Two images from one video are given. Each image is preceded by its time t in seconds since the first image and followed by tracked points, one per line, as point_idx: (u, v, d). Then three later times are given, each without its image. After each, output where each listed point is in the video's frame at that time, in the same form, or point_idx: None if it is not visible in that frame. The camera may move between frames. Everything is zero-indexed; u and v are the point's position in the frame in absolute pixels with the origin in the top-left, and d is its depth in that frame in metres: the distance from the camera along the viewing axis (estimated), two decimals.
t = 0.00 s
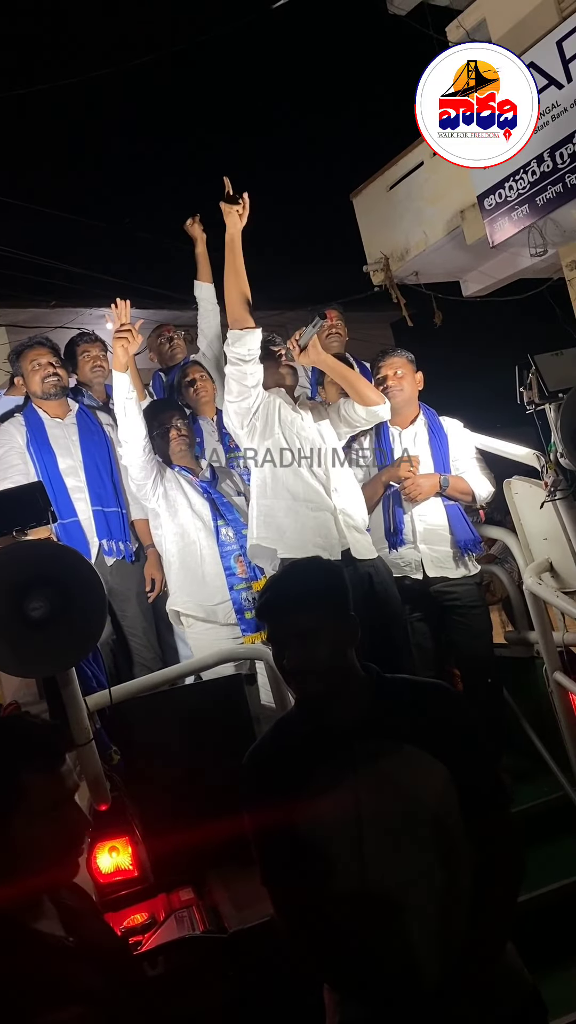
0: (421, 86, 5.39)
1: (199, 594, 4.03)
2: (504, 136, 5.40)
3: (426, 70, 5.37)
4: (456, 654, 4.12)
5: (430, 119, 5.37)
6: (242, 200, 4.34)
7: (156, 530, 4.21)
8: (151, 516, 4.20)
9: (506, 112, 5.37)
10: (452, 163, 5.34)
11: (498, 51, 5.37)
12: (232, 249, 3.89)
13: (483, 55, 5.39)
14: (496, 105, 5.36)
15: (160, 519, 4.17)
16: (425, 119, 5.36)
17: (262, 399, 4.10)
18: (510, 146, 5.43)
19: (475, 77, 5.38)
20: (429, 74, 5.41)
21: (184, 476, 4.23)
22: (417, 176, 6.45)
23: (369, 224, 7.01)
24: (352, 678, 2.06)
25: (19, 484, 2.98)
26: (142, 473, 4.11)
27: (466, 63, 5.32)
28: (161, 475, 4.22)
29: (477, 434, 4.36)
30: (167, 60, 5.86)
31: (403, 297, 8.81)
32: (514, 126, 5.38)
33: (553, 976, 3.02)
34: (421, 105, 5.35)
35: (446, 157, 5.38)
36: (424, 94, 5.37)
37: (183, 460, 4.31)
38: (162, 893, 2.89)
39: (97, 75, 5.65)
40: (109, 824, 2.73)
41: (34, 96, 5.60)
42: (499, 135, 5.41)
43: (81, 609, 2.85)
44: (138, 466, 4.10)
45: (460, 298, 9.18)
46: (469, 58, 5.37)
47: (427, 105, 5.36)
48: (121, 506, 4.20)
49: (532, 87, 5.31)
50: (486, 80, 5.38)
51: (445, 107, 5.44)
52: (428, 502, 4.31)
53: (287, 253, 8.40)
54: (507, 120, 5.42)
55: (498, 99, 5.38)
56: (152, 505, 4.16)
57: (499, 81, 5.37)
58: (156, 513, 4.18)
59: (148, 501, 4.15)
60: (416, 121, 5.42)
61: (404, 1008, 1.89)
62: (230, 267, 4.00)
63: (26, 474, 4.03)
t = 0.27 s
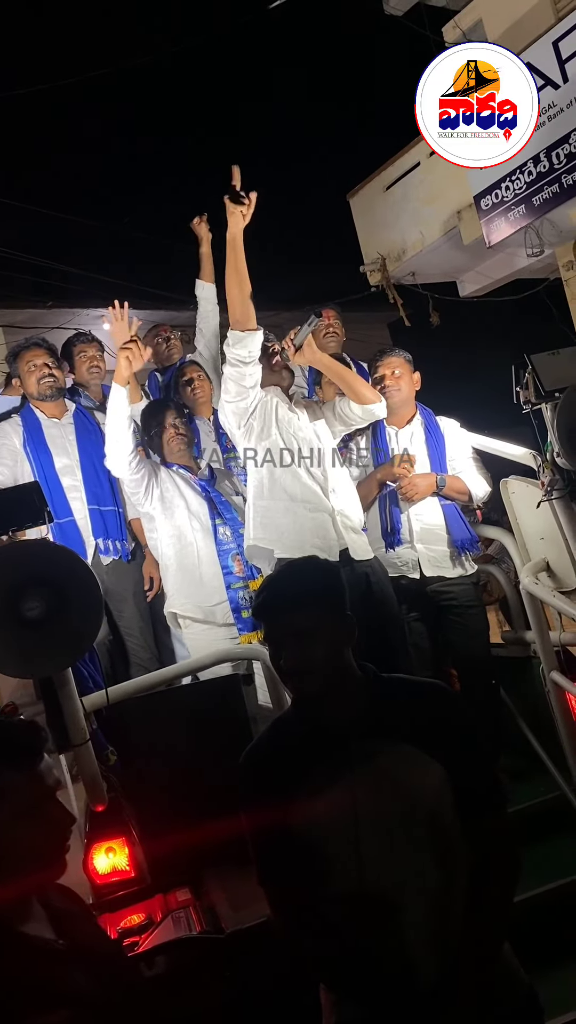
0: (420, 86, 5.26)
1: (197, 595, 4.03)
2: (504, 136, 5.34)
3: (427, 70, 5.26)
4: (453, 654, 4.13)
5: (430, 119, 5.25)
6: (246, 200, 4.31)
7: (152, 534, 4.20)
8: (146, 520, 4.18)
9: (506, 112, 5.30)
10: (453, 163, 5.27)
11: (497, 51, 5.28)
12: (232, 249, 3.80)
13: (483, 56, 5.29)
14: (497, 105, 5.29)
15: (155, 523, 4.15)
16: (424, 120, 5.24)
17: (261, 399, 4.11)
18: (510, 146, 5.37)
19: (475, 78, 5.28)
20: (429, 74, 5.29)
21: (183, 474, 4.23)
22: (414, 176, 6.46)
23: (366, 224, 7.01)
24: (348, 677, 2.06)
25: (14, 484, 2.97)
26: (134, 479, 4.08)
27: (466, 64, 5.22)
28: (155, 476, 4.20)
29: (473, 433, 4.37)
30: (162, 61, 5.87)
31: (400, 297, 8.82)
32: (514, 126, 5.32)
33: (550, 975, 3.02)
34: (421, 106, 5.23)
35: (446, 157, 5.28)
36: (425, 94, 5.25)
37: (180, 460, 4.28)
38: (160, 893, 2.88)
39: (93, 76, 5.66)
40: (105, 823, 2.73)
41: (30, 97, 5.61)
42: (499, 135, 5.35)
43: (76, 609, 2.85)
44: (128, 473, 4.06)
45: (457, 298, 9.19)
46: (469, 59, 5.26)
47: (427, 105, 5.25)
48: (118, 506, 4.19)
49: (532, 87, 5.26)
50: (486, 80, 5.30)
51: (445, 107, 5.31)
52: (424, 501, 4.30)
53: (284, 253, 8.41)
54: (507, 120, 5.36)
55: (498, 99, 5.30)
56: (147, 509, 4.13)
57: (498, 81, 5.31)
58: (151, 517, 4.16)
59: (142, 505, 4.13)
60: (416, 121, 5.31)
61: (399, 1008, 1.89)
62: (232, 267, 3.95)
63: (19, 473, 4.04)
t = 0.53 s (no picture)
0: (421, 86, 5.35)
1: (198, 592, 4.02)
2: (504, 137, 5.43)
3: (426, 70, 5.35)
4: (450, 652, 4.13)
5: (430, 119, 5.35)
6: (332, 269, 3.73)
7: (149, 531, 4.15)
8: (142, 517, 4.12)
9: (506, 112, 5.38)
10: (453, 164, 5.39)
11: (497, 51, 5.36)
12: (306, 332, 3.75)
13: (483, 55, 5.39)
14: (496, 105, 5.37)
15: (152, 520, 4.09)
16: (424, 120, 5.36)
17: (266, 405, 4.06)
18: (510, 146, 5.47)
19: (475, 78, 5.39)
20: (429, 74, 5.39)
21: (181, 470, 4.19)
22: (411, 175, 6.46)
23: (363, 223, 7.02)
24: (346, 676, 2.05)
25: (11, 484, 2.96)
26: (130, 476, 4.02)
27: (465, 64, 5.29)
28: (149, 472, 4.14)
29: (471, 431, 4.36)
30: (158, 60, 5.86)
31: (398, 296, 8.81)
32: (514, 126, 5.38)
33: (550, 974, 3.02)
34: (420, 105, 5.33)
35: (446, 157, 5.40)
36: (424, 95, 5.34)
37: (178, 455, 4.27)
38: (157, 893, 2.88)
39: (89, 76, 5.65)
40: (102, 822, 2.72)
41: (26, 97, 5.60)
42: (499, 136, 5.44)
43: (74, 608, 2.85)
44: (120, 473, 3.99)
45: (455, 297, 9.19)
46: (469, 58, 5.37)
47: (427, 105, 5.35)
48: (115, 502, 4.16)
49: (532, 87, 5.32)
50: (486, 80, 5.39)
51: (445, 107, 5.42)
52: (422, 498, 4.26)
53: (281, 253, 8.42)
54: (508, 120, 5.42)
55: (498, 99, 5.38)
56: (145, 506, 4.08)
57: (499, 81, 5.40)
58: (150, 513, 4.11)
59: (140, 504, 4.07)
60: (417, 121, 5.41)
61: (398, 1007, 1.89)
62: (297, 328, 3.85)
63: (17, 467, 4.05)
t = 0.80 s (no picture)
0: (421, 86, 5.48)
1: (196, 587, 4.04)
2: (504, 136, 5.44)
3: (427, 70, 5.47)
4: (449, 650, 4.13)
5: (429, 119, 5.46)
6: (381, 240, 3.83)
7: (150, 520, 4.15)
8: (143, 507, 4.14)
9: (506, 112, 5.40)
10: (452, 163, 5.45)
11: (498, 51, 5.44)
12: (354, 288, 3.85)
13: (484, 55, 5.48)
14: (496, 105, 5.41)
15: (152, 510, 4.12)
16: (425, 120, 5.45)
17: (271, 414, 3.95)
18: (510, 145, 5.47)
19: (475, 77, 5.49)
20: (429, 74, 5.51)
21: (180, 466, 4.21)
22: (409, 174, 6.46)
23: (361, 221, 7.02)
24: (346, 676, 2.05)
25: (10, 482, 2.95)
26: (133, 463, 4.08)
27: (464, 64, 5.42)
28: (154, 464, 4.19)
29: (470, 429, 4.36)
30: (157, 58, 5.85)
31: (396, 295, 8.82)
32: (514, 126, 5.40)
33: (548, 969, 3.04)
34: (421, 105, 5.45)
35: (445, 157, 5.46)
36: (424, 94, 5.47)
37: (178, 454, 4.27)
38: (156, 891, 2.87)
39: (87, 73, 5.64)
40: (101, 820, 2.71)
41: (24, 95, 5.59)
42: (499, 136, 5.45)
43: (74, 606, 2.84)
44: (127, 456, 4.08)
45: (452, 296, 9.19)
46: (469, 58, 5.49)
47: (427, 105, 5.46)
48: (116, 499, 4.19)
49: (532, 87, 5.33)
50: (486, 80, 5.47)
51: (445, 107, 5.53)
52: (422, 496, 4.28)
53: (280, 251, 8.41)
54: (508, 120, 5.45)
55: (499, 99, 5.42)
56: (147, 497, 4.12)
57: (499, 81, 5.45)
58: (151, 505, 4.12)
59: (142, 492, 4.12)
60: (417, 121, 5.52)
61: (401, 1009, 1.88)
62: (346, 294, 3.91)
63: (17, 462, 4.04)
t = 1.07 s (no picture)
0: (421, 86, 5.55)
1: (193, 576, 4.02)
2: (504, 137, 5.46)
3: (427, 71, 5.54)
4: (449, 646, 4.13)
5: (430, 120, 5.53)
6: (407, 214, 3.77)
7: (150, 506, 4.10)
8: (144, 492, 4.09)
9: (506, 112, 5.40)
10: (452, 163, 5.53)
11: (498, 51, 5.47)
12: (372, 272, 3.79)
13: (484, 56, 5.51)
14: (496, 105, 5.42)
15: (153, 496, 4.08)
16: (425, 120, 5.52)
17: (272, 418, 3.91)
18: (510, 146, 5.49)
19: (475, 78, 5.53)
20: (429, 75, 5.57)
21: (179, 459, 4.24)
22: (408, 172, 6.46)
23: (360, 218, 7.01)
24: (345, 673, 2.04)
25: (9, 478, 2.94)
26: (142, 443, 4.03)
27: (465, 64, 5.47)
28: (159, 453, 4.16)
29: (469, 426, 4.36)
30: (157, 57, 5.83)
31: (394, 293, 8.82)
32: (514, 126, 5.41)
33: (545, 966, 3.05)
34: (421, 105, 5.52)
35: (445, 157, 5.53)
36: (425, 95, 5.53)
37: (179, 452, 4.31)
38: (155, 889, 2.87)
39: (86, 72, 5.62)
40: (100, 818, 2.71)
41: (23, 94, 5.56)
42: (499, 136, 5.48)
43: (73, 603, 2.83)
44: (138, 436, 4.03)
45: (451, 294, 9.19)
46: (470, 59, 5.54)
47: (427, 105, 5.53)
48: (113, 497, 4.18)
49: (532, 87, 5.32)
50: (486, 80, 5.50)
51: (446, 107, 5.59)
52: (421, 494, 4.29)
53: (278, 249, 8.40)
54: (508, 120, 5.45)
55: (499, 99, 5.43)
56: (148, 481, 4.07)
57: (499, 81, 5.46)
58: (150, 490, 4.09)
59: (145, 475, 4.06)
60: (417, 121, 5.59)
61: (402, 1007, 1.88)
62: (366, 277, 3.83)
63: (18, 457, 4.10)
